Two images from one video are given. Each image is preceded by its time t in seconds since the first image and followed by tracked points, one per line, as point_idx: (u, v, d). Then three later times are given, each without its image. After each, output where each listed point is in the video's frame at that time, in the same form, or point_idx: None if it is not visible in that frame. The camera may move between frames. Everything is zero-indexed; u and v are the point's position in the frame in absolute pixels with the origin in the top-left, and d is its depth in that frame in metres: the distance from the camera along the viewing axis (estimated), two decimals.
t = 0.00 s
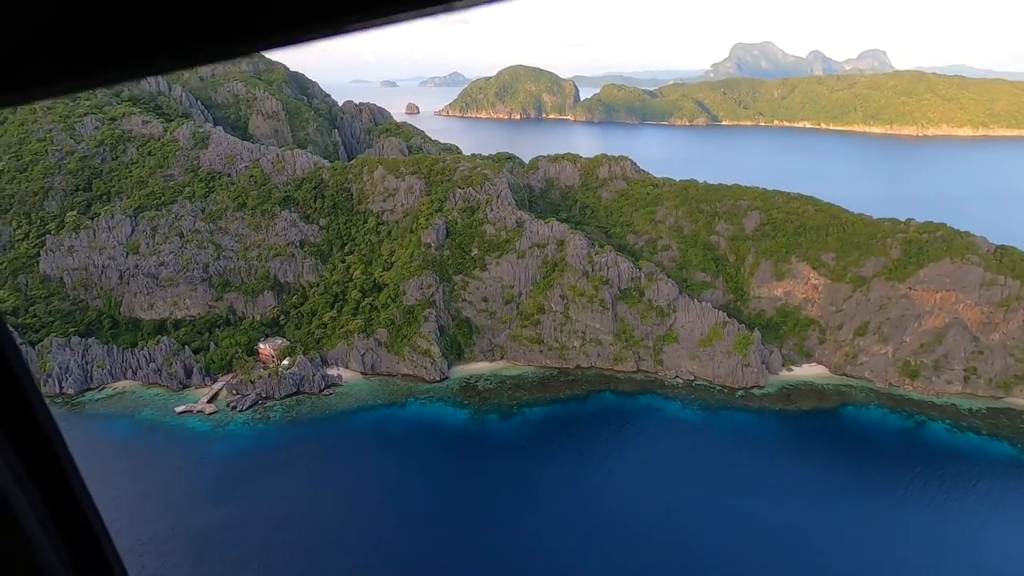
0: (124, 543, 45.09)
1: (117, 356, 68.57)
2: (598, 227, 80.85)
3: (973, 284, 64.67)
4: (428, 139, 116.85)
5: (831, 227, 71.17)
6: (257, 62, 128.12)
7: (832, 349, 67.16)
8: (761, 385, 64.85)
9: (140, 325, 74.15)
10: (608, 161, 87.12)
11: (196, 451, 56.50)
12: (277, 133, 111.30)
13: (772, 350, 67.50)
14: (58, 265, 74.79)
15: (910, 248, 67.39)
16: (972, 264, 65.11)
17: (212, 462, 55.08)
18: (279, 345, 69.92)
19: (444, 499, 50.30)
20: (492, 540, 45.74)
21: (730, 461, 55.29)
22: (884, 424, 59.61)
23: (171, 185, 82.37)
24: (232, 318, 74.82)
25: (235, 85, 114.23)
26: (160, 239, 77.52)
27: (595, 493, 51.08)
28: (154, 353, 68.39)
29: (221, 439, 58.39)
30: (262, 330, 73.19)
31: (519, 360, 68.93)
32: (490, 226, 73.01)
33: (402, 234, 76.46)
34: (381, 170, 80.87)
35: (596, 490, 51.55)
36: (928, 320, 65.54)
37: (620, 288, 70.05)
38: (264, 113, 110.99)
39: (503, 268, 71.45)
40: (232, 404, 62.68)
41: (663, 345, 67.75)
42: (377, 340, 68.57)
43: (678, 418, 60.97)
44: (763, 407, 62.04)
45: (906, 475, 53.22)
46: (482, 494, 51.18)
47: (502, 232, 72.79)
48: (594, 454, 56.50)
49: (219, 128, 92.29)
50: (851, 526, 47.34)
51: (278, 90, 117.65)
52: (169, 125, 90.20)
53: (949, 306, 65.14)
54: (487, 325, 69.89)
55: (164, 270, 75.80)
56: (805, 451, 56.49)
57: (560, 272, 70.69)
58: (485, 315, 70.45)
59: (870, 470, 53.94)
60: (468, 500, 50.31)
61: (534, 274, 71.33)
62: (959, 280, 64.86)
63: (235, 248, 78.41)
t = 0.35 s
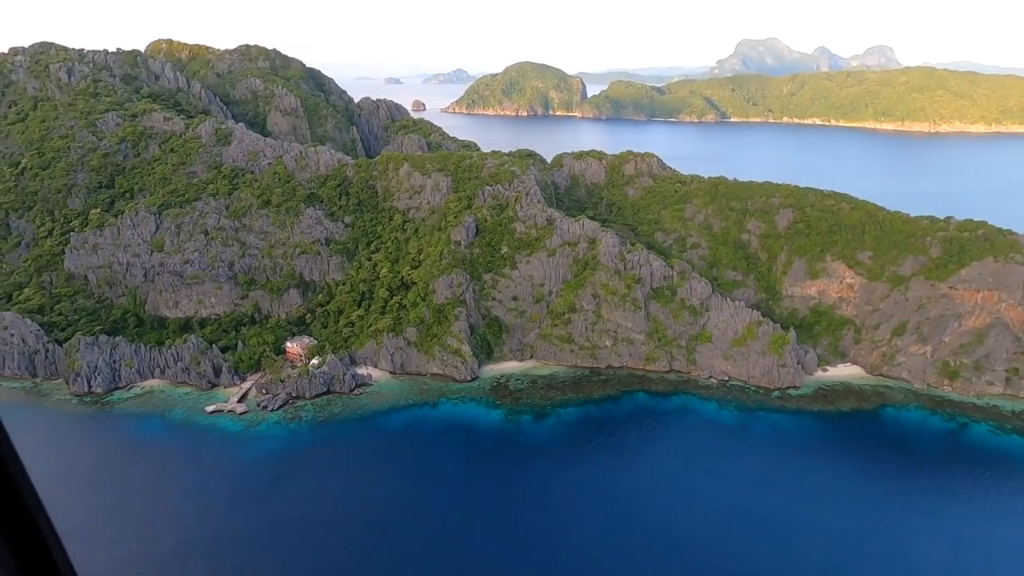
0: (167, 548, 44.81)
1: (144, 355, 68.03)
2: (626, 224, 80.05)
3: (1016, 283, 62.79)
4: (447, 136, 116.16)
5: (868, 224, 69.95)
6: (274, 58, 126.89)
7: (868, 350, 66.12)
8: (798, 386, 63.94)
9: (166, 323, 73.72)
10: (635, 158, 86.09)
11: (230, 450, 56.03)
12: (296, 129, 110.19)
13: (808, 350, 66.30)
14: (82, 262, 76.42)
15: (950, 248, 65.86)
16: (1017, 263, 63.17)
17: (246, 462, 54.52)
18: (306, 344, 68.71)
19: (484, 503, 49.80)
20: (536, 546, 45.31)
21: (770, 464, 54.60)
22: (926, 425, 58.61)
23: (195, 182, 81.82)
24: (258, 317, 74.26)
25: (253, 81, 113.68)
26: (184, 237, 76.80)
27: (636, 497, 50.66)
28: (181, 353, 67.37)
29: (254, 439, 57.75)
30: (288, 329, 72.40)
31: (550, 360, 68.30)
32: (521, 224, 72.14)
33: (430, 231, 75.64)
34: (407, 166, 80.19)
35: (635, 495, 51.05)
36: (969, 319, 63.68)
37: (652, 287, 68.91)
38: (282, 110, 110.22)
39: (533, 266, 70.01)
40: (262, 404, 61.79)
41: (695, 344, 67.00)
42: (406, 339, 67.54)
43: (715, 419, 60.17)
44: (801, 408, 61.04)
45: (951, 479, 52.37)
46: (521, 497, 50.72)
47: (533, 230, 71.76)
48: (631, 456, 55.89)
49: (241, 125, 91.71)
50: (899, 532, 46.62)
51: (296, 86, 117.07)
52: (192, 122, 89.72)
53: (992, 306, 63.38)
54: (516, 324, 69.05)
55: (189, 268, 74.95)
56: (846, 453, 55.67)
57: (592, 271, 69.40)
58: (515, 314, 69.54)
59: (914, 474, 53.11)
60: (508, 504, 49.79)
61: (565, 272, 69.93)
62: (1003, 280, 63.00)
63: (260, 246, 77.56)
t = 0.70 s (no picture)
0: (212, 542, 44.82)
1: (176, 346, 67.71)
2: (658, 216, 78.77)
3: None
4: (469, 126, 114.93)
5: (910, 218, 68.63)
6: (294, 47, 125.61)
7: (910, 346, 64.82)
8: (839, 382, 62.90)
9: (196, 315, 73.31)
10: (666, 149, 84.68)
11: (268, 442, 55.89)
12: (318, 119, 108.35)
13: (849, 346, 65.14)
14: (112, 253, 76.18)
15: (999, 242, 64.03)
16: None
17: (284, 454, 54.25)
18: (338, 336, 68.06)
19: (525, 499, 49.49)
20: (583, 544, 44.94)
21: (814, 461, 53.76)
22: (972, 423, 57.43)
23: (223, 172, 81.24)
24: (288, 308, 73.74)
25: (275, 71, 112.73)
26: (213, 228, 76.27)
27: (680, 495, 50.10)
28: (213, 344, 66.99)
29: (291, 431, 57.52)
30: (320, 320, 71.89)
31: (584, 354, 67.58)
32: (555, 215, 71.42)
33: (461, 223, 74.88)
34: (437, 157, 79.46)
35: (678, 492, 50.48)
36: (1017, 316, 61.57)
37: (689, 280, 67.86)
38: (305, 99, 109.22)
39: (567, 259, 69.25)
40: (298, 396, 61.58)
41: (733, 339, 66.04)
42: (440, 332, 66.88)
43: (755, 415, 59.35)
44: (843, 405, 60.00)
45: (1002, 479, 51.30)
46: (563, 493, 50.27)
47: (567, 222, 70.95)
48: (672, 452, 55.22)
49: (266, 114, 90.86)
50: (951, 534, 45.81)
51: (318, 75, 115.96)
52: (218, 112, 88.97)
53: None
54: (550, 317, 68.36)
55: (219, 259, 74.39)
56: (892, 451, 54.68)
57: (628, 263, 68.39)
58: (549, 307, 68.73)
59: (963, 473, 52.03)
60: (553, 502, 49.31)
61: (600, 265, 69.06)
62: None
63: (289, 237, 76.94)
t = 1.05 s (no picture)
0: (251, 542, 44.16)
1: (203, 344, 66.97)
2: (687, 213, 77.63)
3: None
4: (487, 122, 113.81)
5: (948, 215, 67.57)
6: (309, 41, 124.37)
7: (948, 346, 63.75)
8: (877, 382, 61.95)
9: (220, 312, 72.55)
10: (694, 144, 83.45)
11: (300, 441, 55.19)
12: (336, 114, 107.16)
13: (886, 345, 64.02)
14: (135, 249, 75.44)
15: None
16: None
17: (317, 454, 53.55)
18: (366, 333, 67.43)
19: (562, 499, 48.73)
20: (630, 546, 44.19)
21: (856, 462, 52.82)
22: (1016, 424, 56.39)
23: (246, 167, 80.37)
24: (313, 306, 72.95)
25: (293, 65, 111.67)
26: (237, 224, 75.44)
27: (721, 496, 49.21)
28: (240, 342, 66.17)
29: (322, 430, 56.78)
30: (346, 318, 71.09)
31: (615, 353, 66.77)
32: (586, 212, 70.56)
33: (489, 220, 74.16)
34: (463, 153, 78.58)
35: (719, 493, 49.60)
36: None
37: (723, 278, 66.82)
38: (323, 94, 108.10)
39: (599, 256, 68.29)
40: (329, 395, 60.90)
41: (768, 338, 65.11)
42: (470, 330, 66.03)
43: (793, 414, 58.41)
44: (882, 405, 58.95)
45: None
46: (601, 494, 49.44)
47: (599, 219, 70.10)
48: (710, 452, 54.33)
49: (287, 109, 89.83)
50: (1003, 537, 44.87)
51: (335, 69, 114.75)
52: (239, 106, 87.97)
53: None
54: (580, 315, 67.55)
55: (243, 255, 73.62)
56: (935, 452, 53.67)
57: (661, 261, 67.42)
58: (580, 305, 67.83)
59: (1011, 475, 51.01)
60: (592, 502, 48.53)
61: (632, 262, 68.13)
62: None
63: (313, 233, 75.92)
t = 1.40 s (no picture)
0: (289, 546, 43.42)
1: (229, 344, 66.21)
2: (715, 212, 76.57)
3: None
4: (504, 120, 112.81)
5: (986, 214, 66.61)
6: (325, 38, 123.30)
7: (987, 347, 62.64)
8: (915, 384, 60.92)
9: (244, 311, 71.69)
10: (721, 142, 82.39)
11: (332, 443, 54.37)
12: (353, 112, 106.18)
13: (923, 347, 62.95)
14: (157, 248, 74.62)
15: None
16: None
17: (350, 456, 52.72)
18: (393, 333, 66.52)
19: (602, 503, 47.85)
20: (675, 551, 43.32)
21: (899, 465, 51.83)
22: None
23: (269, 165, 79.53)
24: (338, 306, 72.08)
25: (310, 62, 110.73)
26: (261, 222, 74.61)
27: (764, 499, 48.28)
28: (267, 342, 65.47)
29: (353, 432, 55.96)
30: (372, 318, 70.26)
31: (647, 354, 65.83)
32: (617, 211, 69.75)
33: (516, 218, 73.31)
34: (489, 151, 77.79)
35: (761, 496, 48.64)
36: None
37: (757, 278, 65.84)
38: (340, 91, 107.16)
39: (630, 255, 67.38)
40: (360, 396, 60.17)
41: (802, 339, 64.10)
42: (500, 330, 65.20)
43: (831, 417, 57.43)
44: (922, 408, 57.93)
45: None
46: (643, 497, 48.45)
47: (630, 218, 69.22)
48: (749, 454, 53.39)
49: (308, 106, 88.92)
50: None
51: (352, 66, 113.76)
52: (260, 103, 87.05)
53: None
54: (611, 315, 66.61)
55: (268, 254, 72.86)
56: (980, 456, 52.57)
57: (694, 260, 66.52)
58: (610, 305, 66.92)
59: None
60: (633, 505, 47.66)
61: (664, 262, 67.18)
62: None
63: (337, 231, 75.02)
